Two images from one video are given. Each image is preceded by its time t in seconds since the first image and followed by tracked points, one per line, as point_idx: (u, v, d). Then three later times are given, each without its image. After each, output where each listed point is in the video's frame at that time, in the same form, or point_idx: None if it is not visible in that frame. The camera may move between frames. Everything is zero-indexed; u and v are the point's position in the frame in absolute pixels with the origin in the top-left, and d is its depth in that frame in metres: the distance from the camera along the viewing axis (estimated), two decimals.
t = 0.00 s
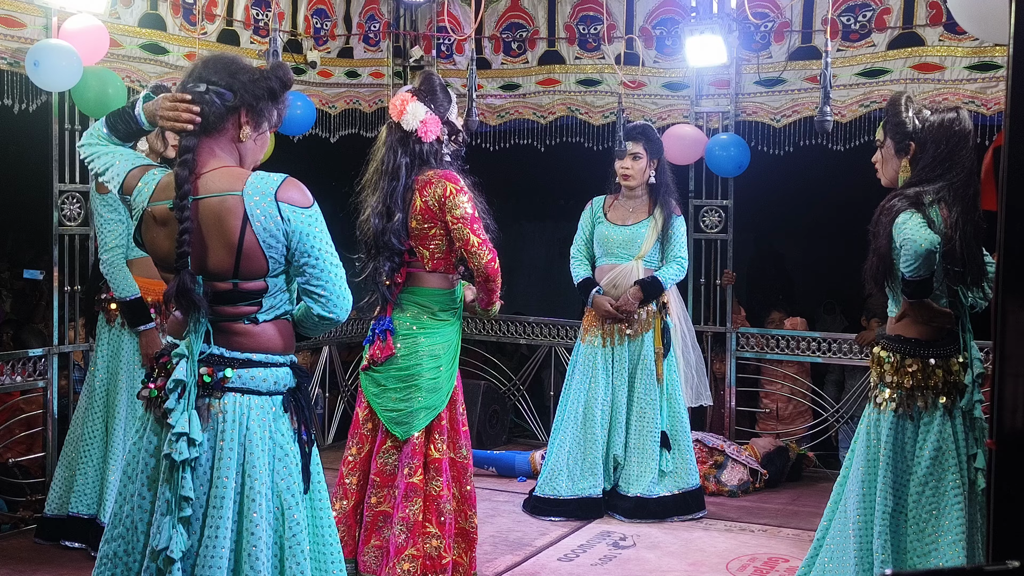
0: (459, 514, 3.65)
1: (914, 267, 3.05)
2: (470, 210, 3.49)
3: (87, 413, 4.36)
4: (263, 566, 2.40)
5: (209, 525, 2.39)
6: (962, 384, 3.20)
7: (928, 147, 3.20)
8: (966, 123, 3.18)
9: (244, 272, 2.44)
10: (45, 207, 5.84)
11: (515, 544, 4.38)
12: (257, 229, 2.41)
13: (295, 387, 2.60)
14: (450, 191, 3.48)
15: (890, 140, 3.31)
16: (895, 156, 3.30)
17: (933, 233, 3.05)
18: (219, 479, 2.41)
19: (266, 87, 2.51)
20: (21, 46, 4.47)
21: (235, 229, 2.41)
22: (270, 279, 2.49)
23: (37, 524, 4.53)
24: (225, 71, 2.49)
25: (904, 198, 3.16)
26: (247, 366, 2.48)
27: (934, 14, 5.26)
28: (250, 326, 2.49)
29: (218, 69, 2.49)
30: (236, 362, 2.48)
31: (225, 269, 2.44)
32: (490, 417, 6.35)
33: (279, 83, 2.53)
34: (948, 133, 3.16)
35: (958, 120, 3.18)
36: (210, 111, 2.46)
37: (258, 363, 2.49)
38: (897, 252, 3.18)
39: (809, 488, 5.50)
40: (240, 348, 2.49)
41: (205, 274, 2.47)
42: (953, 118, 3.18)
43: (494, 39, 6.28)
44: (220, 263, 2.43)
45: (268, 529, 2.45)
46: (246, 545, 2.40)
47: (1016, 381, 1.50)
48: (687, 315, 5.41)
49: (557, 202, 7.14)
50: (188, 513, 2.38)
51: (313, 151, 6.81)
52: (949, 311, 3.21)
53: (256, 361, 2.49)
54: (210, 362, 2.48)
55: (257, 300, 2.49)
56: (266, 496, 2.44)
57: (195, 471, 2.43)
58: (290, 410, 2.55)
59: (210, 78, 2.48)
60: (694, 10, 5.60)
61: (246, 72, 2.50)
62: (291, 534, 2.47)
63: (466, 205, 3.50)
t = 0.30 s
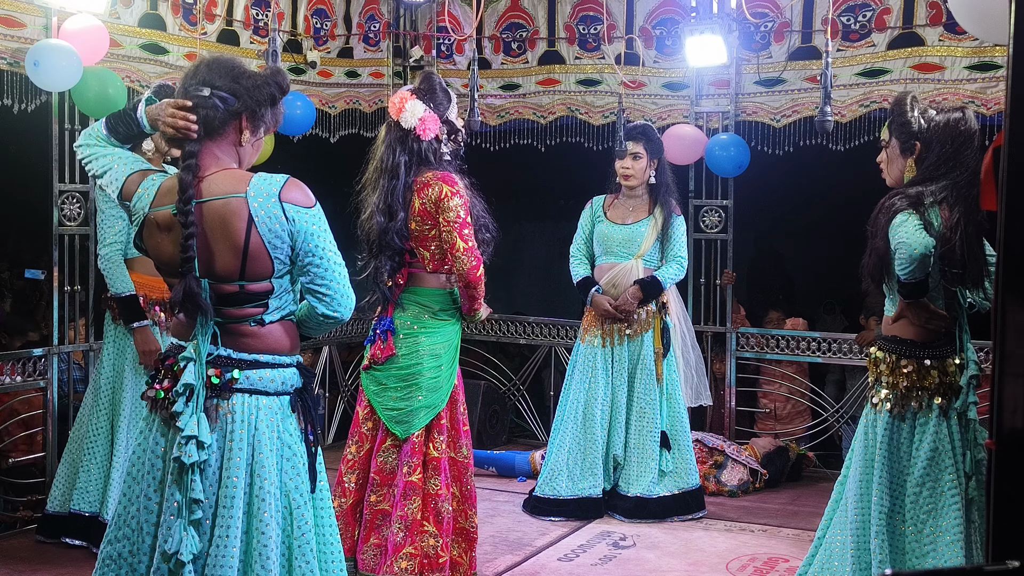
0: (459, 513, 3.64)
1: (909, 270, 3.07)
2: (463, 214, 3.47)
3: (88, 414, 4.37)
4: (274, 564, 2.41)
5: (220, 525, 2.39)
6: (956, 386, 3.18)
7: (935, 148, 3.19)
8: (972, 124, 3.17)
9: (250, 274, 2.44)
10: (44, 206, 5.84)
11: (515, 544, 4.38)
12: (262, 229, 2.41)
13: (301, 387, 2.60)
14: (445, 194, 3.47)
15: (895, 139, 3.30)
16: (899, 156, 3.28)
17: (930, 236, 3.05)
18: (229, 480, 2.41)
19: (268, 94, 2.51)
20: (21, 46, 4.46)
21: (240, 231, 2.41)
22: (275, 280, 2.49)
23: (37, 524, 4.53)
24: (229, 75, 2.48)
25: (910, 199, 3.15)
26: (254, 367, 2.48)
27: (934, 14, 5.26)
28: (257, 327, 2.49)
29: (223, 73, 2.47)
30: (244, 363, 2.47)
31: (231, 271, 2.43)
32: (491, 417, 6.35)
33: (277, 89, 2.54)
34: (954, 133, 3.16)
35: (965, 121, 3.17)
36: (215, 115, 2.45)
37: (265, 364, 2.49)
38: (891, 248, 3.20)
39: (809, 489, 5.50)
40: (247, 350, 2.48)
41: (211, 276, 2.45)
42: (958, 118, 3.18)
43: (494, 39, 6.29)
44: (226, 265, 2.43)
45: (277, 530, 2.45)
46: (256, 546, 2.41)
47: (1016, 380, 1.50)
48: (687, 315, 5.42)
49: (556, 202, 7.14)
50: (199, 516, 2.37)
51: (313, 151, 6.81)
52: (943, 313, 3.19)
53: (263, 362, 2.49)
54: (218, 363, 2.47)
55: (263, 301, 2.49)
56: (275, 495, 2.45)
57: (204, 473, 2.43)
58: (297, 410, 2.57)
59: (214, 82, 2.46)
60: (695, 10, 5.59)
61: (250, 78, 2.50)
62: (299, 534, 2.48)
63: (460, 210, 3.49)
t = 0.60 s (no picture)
0: (459, 513, 3.64)
1: (907, 270, 3.07)
2: (461, 214, 3.48)
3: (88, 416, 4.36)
4: (273, 564, 2.41)
5: (221, 526, 2.39)
6: (955, 387, 3.18)
7: (938, 147, 3.19)
8: (976, 125, 3.17)
9: (248, 274, 2.44)
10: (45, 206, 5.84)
11: (515, 544, 4.38)
12: (261, 229, 2.41)
13: (300, 388, 2.61)
14: (444, 194, 3.47)
15: (898, 139, 3.29)
16: (903, 156, 3.27)
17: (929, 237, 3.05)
18: (229, 479, 2.41)
19: (275, 101, 2.52)
20: (21, 46, 4.46)
21: (238, 230, 2.40)
22: (274, 279, 2.49)
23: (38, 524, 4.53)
24: (239, 78, 2.47)
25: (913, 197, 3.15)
26: (253, 367, 2.48)
27: (934, 14, 5.26)
28: (255, 327, 2.49)
29: (232, 75, 2.46)
30: (243, 363, 2.47)
31: (229, 271, 2.43)
32: (491, 417, 6.34)
33: (284, 96, 2.54)
34: (956, 133, 3.16)
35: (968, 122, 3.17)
36: (222, 119, 2.45)
37: (264, 364, 2.49)
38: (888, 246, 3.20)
39: (809, 489, 5.50)
40: (247, 349, 2.48)
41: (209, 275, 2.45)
42: (962, 118, 3.17)
43: (494, 39, 6.28)
44: (224, 264, 2.43)
45: (277, 530, 2.45)
46: (256, 546, 2.41)
47: (1016, 380, 1.50)
48: (687, 315, 5.42)
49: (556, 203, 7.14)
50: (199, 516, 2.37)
51: (313, 151, 6.81)
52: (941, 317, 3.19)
53: (262, 362, 2.49)
54: (217, 363, 2.47)
55: (262, 302, 2.48)
56: (274, 495, 2.45)
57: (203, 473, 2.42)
58: (296, 410, 2.57)
59: (223, 84, 2.45)
60: (695, 10, 5.59)
61: (260, 83, 2.49)
62: (298, 534, 2.48)
63: (459, 211, 3.49)
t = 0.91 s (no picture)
0: (457, 513, 3.64)
1: (926, 272, 3.05)
2: (471, 213, 3.51)
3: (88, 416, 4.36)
4: (270, 566, 2.40)
5: (219, 527, 2.39)
6: (956, 388, 3.18)
7: (942, 147, 3.18)
8: (981, 125, 3.16)
9: (246, 271, 2.43)
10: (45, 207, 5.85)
11: (515, 544, 4.38)
12: (256, 225, 2.41)
13: (299, 387, 2.61)
14: (447, 195, 3.50)
15: (901, 138, 3.29)
16: (905, 155, 3.27)
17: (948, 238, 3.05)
18: (228, 480, 2.41)
19: (275, 105, 2.51)
20: (21, 46, 4.46)
21: (234, 228, 2.40)
22: (271, 277, 2.48)
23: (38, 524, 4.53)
24: (240, 82, 2.47)
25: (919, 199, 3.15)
26: (252, 366, 2.48)
27: (934, 14, 5.26)
28: (254, 326, 2.48)
29: (233, 77, 2.46)
30: (242, 363, 2.47)
31: (227, 269, 2.43)
32: (490, 417, 6.34)
33: (285, 100, 2.54)
34: (960, 134, 3.15)
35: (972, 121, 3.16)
36: (215, 119, 2.45)
37: (263, 364, 2.49)
38: (904, 247, 3.19)
39: (809, 489, 5.50)
40: (245, 348, 2.48)
41: (208, 275, 2.44)
42: (966, 117, 3.16)
43: (494, 39, 6.28)
44: (222, 262, 2.42)
45: (275, 530, 2.45)
46: (253, 546, 2.40)
47: (1016, 379, 1.50)
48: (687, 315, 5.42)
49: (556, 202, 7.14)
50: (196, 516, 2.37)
51: (312, 151, 6.81)
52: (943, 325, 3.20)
53: (261, 361, 2.49)
54: (215, 362, 2.47)
55: (260, 300, 2.48)
56: (272, 496, 2.44)
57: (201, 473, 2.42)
58: (295, 410, 2.56)
59: (222, 86, 2.45)
60: (695, 10, 5.59)
61: (260, 88, 2.49)
62: (296, 535, 2.48)
63: (466, 209, 3.52)
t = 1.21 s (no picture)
0: (460, 513, 3.65)
1: (940, 275, 3.03)
2: (483, 204, 3.54)
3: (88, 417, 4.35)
4: (271, 566, 2.40)
5: (220, 529, 2.39)
6: (960, 391, 3.18)
7: (942, 147, 3.18)
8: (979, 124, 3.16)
9: (249, 271, 2.43)
10: (45, 207, 5.85)
11: (515, 544, 4.38)
12: (258, 223, 2.41)
13: (296, 388, 2.60)
14: (457, 191, 3.53)
15: (900, 139, 3.31)
16: (905, 155, 3.29)
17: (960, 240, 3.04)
18: (227, 482, 2.41)
19: (271, 104, 2.51)
20: (21, 46, 4.46)
21: (235, 226, 2.40)
22: (272, 276, 2.48)
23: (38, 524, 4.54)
24: (235, 84, 2.46)
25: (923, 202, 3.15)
26: (250, 367, 2.48)
27: (934, 14, 5.26)
28: (253, 326, 2.48)
29: (229, 78, 2.46)
30: (239, 363, 2.47)
31: (228, 268, 2.42)
32: (490, 417, 6.34)
33: (281, 98, 2.53)
34: (961, 134, 3.15)
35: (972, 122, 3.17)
36: (211, 122, 2.46)
37: (261, 364, 2.49)
38: (916, 247, 3.17)
39: (809, 489, 5.50)
40: (242, 349, 2.48)
41: (210, 274, 2.43)
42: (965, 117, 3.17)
43: (494, 39, 6.28)
44: (223, 261, 2.42)
45: (274, 531, 2.44)
46: (253, 548, 2.40)
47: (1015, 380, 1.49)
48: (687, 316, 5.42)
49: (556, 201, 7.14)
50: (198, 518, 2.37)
51: (312, 151, 6.81)
52: (948, 328, 3.19)
53: (259, 362, 2.49)
54: (213, 363, 2.46)
55: (261, 299, 2.47)
56: (271, 497, 2.44)
57: (200, 474, 2.42)
58: (291, 410, 2.56)
59: (217, 89, 2.44)
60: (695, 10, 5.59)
61: (255, 87, 2.48)
62: (295, 535, 2.48)
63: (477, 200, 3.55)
